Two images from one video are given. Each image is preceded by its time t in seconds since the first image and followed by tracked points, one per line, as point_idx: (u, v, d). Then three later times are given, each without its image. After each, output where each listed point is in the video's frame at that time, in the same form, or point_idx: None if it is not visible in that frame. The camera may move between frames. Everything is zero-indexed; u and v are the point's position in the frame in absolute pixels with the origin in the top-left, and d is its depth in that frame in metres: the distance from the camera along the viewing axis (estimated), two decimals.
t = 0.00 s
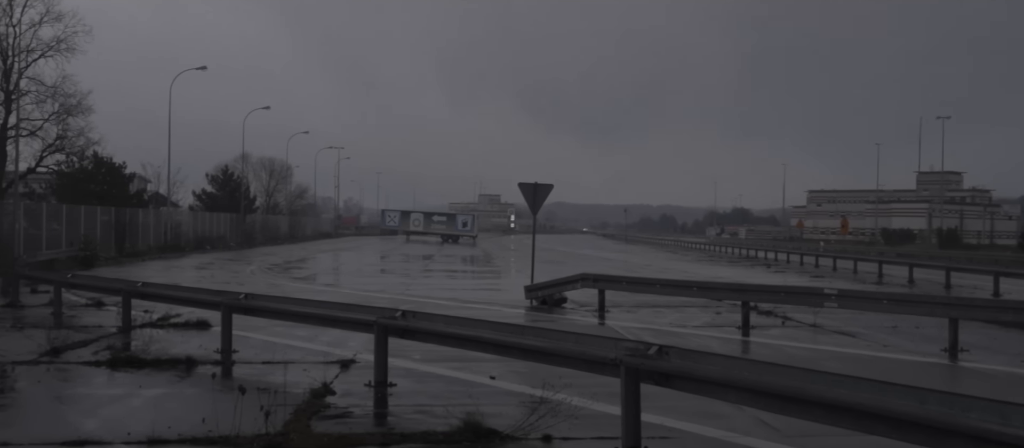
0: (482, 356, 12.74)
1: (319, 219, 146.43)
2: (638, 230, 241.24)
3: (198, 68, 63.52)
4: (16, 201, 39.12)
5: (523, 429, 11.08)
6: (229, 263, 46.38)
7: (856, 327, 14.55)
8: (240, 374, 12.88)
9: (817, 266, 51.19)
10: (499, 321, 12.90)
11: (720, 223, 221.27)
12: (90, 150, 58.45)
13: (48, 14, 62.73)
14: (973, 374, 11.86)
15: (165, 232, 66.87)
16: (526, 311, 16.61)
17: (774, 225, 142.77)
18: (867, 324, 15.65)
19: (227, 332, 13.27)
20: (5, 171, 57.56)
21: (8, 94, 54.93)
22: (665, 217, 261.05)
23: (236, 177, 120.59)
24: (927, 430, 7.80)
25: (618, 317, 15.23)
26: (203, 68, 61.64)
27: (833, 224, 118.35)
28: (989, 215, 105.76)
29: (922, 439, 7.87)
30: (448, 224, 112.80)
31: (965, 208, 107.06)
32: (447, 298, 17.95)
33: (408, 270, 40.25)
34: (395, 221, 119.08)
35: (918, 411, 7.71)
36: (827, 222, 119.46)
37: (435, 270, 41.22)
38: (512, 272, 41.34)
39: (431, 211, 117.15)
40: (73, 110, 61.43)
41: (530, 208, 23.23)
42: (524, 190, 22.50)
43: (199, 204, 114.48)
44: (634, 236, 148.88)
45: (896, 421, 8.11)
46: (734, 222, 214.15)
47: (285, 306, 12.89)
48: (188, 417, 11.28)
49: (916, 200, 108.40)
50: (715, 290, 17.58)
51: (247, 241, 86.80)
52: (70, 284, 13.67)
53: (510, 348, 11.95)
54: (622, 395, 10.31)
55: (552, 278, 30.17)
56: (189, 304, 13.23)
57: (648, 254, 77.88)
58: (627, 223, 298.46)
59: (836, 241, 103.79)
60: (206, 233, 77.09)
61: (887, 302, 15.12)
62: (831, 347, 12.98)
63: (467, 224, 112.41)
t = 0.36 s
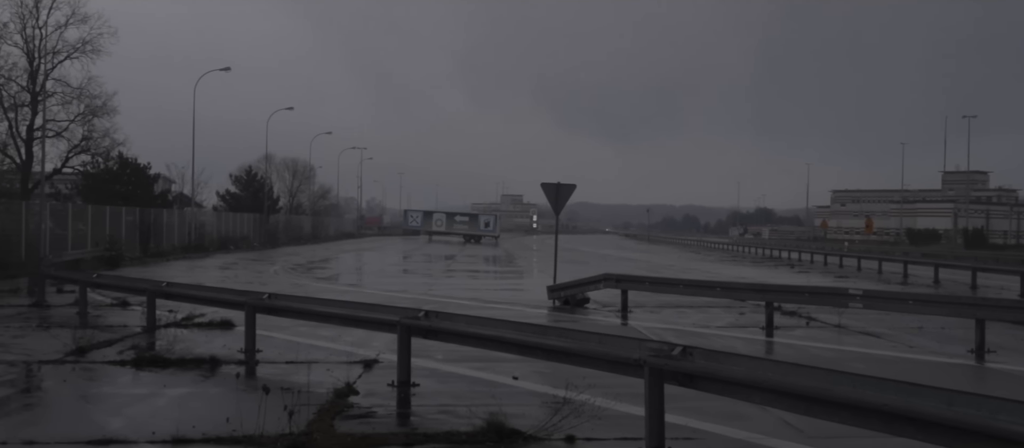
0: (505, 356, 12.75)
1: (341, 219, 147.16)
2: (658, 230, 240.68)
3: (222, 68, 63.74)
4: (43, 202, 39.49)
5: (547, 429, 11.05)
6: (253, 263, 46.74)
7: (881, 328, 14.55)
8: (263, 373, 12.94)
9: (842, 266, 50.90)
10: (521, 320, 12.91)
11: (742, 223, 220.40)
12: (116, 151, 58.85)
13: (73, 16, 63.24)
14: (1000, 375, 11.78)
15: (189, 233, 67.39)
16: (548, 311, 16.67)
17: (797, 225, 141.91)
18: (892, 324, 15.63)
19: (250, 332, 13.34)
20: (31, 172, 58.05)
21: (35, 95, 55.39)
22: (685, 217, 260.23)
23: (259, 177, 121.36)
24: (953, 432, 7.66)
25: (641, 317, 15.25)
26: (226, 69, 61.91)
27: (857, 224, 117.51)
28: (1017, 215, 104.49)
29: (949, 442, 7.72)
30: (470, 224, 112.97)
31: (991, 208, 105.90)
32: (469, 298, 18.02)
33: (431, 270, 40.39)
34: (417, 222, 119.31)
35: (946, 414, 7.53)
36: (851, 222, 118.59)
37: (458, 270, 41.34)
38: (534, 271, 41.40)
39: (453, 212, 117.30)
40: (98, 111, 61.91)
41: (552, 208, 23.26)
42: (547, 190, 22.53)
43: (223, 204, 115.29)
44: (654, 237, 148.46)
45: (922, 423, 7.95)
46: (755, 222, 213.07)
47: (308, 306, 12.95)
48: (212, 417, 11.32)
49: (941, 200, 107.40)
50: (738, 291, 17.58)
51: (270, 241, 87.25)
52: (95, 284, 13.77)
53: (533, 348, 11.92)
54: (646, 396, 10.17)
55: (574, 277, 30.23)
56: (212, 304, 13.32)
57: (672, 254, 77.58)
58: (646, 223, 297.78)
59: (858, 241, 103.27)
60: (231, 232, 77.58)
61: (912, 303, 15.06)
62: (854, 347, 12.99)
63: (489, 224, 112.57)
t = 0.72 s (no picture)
0: (521, 356, 12.78)
1: (358, 219, 147.57)
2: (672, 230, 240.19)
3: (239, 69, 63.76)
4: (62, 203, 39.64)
5: (564, 430, 11.04)
6: (269, 264, 46.97)
7: (900, 328, 14.52)
8: (280, 374, 12.99)
9: (861, 266, 50.70)
10: (537, 321, 12.93)
11: (758, 224, 219.51)
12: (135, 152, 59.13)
13: (91, 17, 63.52)
14: (1021, 376, 11.73)
15: (206, 233, 67.70)
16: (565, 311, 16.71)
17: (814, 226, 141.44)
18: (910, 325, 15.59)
19: (267, 332, 13.40)
20: (50, 173, 58.31)
21: (54, 97, 55.64)
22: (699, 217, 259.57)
23: (276, 178, 121.80)
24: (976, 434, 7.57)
25: (658, 318, 15.25)
26: (243, 70, 62.10)
27: (874, 224, 116.87)
28: None
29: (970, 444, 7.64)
30: (486, 224, 113.05)
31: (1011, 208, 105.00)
32: (486, 299, 18.07)
33: (447, 271, 40.48)
34: (432, 222, 119.46)
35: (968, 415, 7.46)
36: (868, 222, 117.91)
37: (474, 270, 41.40)
38: (551, 272, 41.42)
39: (469, 212, 117.37)
40: (116, 112, 62.16)
41: (569, 208, 23.28)
42: (563, 190, 22.54)
43: (239, 204, 115.79)
44: (669, 237, 148.09)
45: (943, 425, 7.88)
46: (771, 222, 212.15)
47: (325, 306, 12.99)
48: (230, 416, 11.37)
49: (959, 200, 106.67)
50: (755, 291, 17.58)
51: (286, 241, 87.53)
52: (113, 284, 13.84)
53: (550, 349, 11.90)
54: (663, 397, 10.16)
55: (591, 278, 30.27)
56: (229, 304, 13.38)
57: (689, 255, 77.24)
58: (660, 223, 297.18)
59: (875, 241, 102.78)
60: (248, 233, 77.89)
61: (932, 303, 15.01)
62: (872, 348, 12.99)
63: (505, 225, 112.62)
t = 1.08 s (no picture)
0: (535, 357, 12.77)
1: (372, 220, 147.97)
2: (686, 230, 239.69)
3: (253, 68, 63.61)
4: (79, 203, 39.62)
5: (578, 431, 11.03)
6: (284, 264, 47.13)
7: (916, 329, 14.49)
8: (295, 373, 13.05)
9: (877, 266, 50.43)
10: (551, 321, 12.93)
11: (773, 223, 218.92)
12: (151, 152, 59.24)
13: (106, 18, 63.82)
14: None
15: (221, 233, 67.89)
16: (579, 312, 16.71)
17: (830, 227, 140.84)
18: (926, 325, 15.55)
19: (282, 332, 13.44)
20: (67, 174, 58.48)
21: (71, 97, 55.86)
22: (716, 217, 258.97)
23: (291, 178, 122.21)
24: (994, 435, 7.53)
25: (672, 318, 15.26)
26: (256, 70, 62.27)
27: (891, 223, 116.13)
28: None
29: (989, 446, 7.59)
30: (500, 224, 113.06)
31: None
32: (500, 299, 18.10)
33: (461, 271, 40.51)
34: (447, 222, 119.39)
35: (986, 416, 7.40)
36: (884, 222, 117.26)
37: (488, 270, 41.41)
38: (565, 272, 41.40)
39: (483, 212, 117.38)
40: (132, 112, 62.36)
41: (584, 207, 23.26)
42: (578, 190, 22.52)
43: (254, 205, 116.22)
44: (684, 237, 147.71)
45: (962, 426, 7.82)
46: (787, 222, 211.25)
47: (340, 306, 13.04)
48: (246, 416, 11.40)
49: (977, 198, 105.89)
50: (771, 291, 17.55)
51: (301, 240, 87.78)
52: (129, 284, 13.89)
53: (564, 349, 11.89)
54: (678, 397, 10.12)
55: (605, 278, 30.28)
56: (245, 304, 13.44)
57: (704, 256, 77.07)
58: (675, 223, 296.95)
59: (891, 240, 102.11)
60: (263, 234, 78.04)
61: (948, 304, 14.98)
62: (889, 348, 12.97)
63: (519, 225, 112.65)
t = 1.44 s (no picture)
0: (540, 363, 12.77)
1: (380, 226, 148.18)
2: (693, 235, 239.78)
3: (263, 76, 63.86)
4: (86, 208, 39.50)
5: (584, 437, 11.00)
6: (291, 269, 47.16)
7: (924, 335, 14.49)
8: (301, 379, 13.06)
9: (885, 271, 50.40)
10: (557, 327, 12.93)
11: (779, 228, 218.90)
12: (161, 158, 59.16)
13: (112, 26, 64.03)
14: None
15: (228, 239, 67.91)
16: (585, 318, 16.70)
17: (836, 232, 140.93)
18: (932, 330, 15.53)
19: (287, 337, 13.45)
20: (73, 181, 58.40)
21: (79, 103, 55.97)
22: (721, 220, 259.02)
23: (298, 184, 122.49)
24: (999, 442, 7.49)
25: (678, 323, 15.24)
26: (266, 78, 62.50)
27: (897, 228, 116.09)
28: None
29: None
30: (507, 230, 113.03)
31: None
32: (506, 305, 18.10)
33: (468, 276, 40.53)
34: (455, 228, 119.48)
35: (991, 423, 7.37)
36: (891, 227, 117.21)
37: (495, 276, 41.46)
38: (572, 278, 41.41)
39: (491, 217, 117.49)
40: (138, 119, 62.48)
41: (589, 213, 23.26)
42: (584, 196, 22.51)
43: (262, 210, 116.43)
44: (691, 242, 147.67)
45: (967, 433, 7.79)
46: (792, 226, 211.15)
47: (346, 312, 13.06)
48: (251, 422, 11.41)
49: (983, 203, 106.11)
50: (777, 297, 17.53)
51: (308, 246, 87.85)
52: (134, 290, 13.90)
53: (569, 355, 11.88)
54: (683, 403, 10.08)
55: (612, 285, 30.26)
56: (250, 309, 13.46)
57: (712, 260, 77.06)
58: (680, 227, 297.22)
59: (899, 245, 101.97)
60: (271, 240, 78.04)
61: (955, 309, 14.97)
62: (896, 353, 12.97)
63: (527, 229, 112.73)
